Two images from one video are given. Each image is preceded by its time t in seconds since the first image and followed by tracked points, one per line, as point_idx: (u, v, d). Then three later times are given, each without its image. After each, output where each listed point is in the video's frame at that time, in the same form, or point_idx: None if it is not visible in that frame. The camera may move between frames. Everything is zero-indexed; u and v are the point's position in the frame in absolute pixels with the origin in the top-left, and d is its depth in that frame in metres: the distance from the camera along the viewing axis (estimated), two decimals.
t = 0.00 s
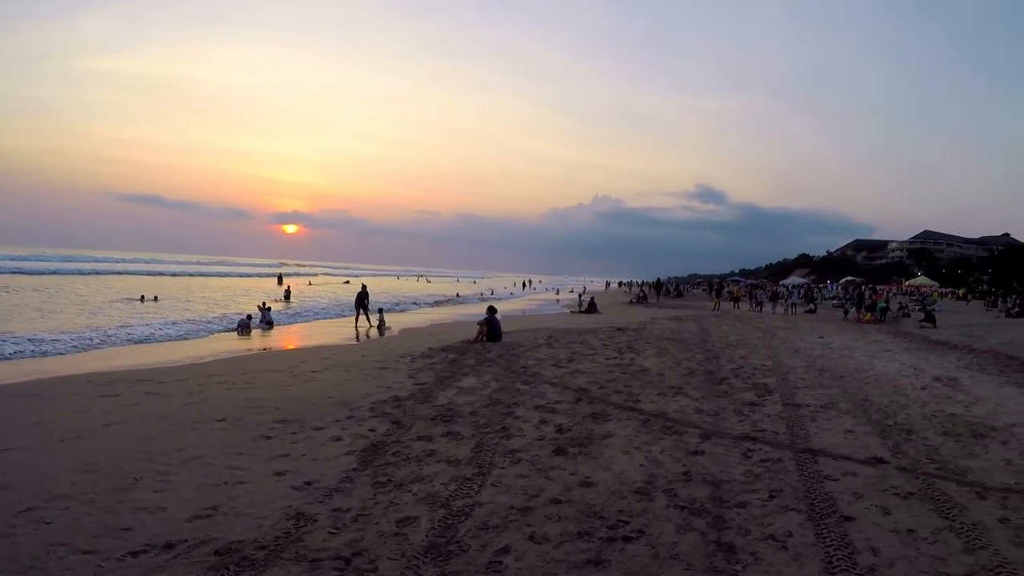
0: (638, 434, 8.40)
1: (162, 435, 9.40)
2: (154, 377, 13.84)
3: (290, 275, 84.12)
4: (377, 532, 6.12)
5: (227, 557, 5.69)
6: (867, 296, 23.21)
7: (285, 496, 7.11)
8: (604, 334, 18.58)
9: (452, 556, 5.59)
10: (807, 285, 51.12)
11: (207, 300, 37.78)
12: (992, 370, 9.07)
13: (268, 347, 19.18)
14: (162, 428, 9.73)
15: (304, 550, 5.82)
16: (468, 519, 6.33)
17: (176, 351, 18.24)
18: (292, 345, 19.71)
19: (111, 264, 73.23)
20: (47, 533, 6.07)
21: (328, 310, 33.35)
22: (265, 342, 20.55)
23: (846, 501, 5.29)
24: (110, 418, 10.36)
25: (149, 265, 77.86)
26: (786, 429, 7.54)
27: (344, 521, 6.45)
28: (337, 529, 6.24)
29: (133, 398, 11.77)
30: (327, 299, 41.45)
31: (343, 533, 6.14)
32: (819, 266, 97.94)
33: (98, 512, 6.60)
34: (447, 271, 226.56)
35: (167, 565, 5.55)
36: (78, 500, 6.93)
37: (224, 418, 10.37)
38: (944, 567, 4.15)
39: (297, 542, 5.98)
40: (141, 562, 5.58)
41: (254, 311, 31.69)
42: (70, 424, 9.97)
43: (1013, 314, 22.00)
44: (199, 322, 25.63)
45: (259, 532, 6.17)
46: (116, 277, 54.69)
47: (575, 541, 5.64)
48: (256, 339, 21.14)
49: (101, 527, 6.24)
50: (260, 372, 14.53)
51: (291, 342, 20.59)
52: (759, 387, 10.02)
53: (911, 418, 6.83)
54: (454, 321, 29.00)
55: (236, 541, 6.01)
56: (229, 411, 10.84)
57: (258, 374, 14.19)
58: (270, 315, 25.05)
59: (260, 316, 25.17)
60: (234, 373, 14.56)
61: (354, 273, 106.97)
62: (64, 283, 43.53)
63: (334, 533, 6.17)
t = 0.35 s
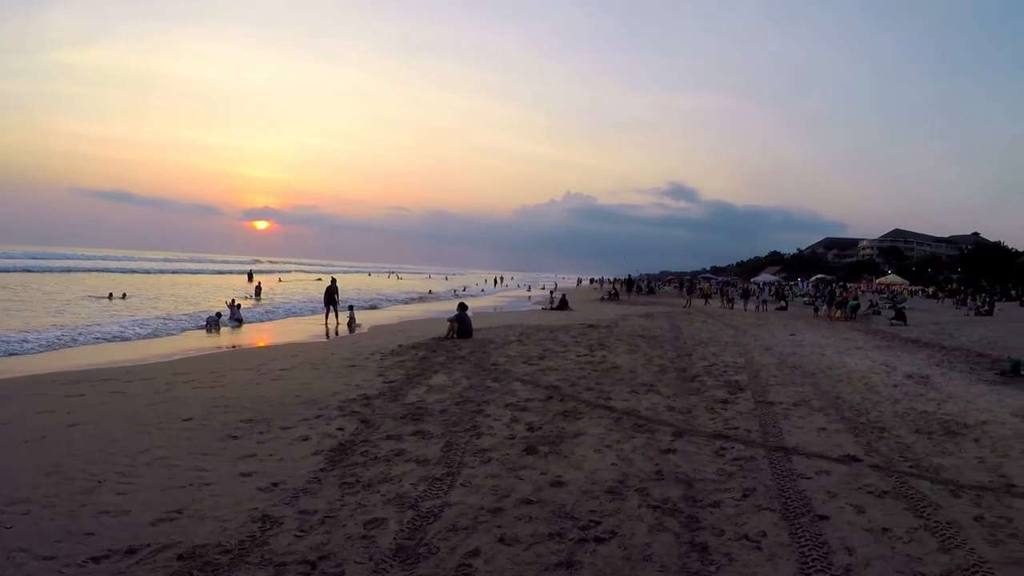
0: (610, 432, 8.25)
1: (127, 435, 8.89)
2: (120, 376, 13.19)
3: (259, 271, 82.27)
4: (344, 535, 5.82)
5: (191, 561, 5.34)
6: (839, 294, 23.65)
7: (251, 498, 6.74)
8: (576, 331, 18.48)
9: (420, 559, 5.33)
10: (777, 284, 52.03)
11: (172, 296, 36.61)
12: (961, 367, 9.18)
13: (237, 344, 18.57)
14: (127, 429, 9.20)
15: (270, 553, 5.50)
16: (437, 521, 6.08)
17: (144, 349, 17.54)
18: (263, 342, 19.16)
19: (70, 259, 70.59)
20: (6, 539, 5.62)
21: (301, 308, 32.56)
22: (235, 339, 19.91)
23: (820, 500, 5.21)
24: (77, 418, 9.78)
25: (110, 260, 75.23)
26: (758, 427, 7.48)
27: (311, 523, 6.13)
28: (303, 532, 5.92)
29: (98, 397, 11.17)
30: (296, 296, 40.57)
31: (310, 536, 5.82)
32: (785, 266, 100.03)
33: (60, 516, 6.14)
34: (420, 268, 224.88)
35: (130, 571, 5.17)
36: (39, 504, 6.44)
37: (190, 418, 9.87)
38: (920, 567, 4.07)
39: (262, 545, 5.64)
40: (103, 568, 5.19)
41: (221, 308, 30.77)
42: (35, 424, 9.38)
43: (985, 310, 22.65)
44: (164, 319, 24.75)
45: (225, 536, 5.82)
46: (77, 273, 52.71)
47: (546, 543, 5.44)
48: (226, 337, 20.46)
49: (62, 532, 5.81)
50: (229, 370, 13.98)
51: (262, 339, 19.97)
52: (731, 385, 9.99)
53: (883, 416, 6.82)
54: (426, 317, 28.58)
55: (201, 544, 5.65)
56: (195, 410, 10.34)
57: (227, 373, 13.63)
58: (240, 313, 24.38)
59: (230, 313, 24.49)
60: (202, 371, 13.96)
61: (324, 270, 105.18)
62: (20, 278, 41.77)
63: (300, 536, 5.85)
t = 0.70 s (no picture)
0: (582, 429, 8.09)
1: (92, 434, 8.42)
2: (87, 373, 12.60)
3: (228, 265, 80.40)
4: (311, 536, 5.53)
5: (153, 564, 5.02)
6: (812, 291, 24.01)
7: (217, 497, 6.40)
8: (550, 327, 18.32)
9: (388, 560, 5.07)
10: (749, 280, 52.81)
11: (137, 291, 35.45)
12: (933, 364, 9.27)
13: (209, 340, 18.01)
14: (91, 427, 8.73)
15: (235, 555, 5.19)
16: (405, 520, 5.82)
17: (113, 345, 16.91)
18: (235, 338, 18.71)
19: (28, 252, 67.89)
20: None
21: (275, 304, 31.93)
22: (206, 335, 19.35)
23: (795, 499, 5.11)
24: (41, 416, 9.25)
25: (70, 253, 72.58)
26: (732, 424, 7.40)
27: (278, 523, 5.83)
28: (269, 533, 5.61)
29: (65, 394, 10.63)
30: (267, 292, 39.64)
31: (276, 537, 5.53)
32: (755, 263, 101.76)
33: (21, 517, 5.74)
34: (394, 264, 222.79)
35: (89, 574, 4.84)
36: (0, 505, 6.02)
37: (157, 416, 9.39)
38: (897, 566, 3.98)
39: (227, 547, 5.33)
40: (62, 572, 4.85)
41: (189, 303, 29.88)
42: None
43: (956, 307, 23.20)
44: (130, 315, 23.89)
45: (189, 537, 5.51)
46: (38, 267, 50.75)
47: (517, 543, 5.23)
48: (197, 333, 19.92)
49: (23, 534, 5.43)
50: (199, 366, 13.44)
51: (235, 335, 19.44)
52: (704, 381, 9.93)
53: (858, 413, 6.80)
54: (400, 313, 28.14)
55: (164, 547, 5.33)
56: (162, 407, 9.88)
57: (197, 369, 13.10)
58: (212, 309, 23.85)
59: (202, 310, 23.96)
60: (171, 368, 13.41)
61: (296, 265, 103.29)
62: None
63: (266, 536, 5.55)
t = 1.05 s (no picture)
0: (560, 429, 7.89)
1: (61, 432, 8.03)
2: (58, 369, 12.09)
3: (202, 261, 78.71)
4: (281, 539, 5.26)
5: (118, 569, 4.74)
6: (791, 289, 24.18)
7: (187, 499, 6.09)
8: (529, 325, 18.12)
9: (360, 565, 4.82)
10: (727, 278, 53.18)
11: (107, 287, 34.41)
12: (914, 361, 9.26)
13: (185, 336, 17.46)
14: (61, 425, 8.32)
15: (203, 560, 4.92)
16: (379, 523, 5.56)
17: (83, 341, 16.29)
18: (211, 335, 18.12)
19: None
20: None
21: (255, 300, 31.35)
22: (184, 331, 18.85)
23: (778, 500, 4.98)
24: (8, 413, 8.81)
25: (38, 248, 70.48)
26: (713, 423, 7.27)
27: (248, 526, 5.54)
28: (238, 536, 5.32)
29: (35, 391, 10.15)
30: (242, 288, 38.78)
31: (245, 541, 5.24)
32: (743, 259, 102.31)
33: None
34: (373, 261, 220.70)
35: None
36: None
37: (129, 414, 8.97)
38: (884, 569, 3.86)
39: (195, 551, 5.05)
40: None
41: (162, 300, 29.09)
42: None
43: (935, 305, 23.57)
44: (101, 312, 23.13)
45: (156, 540, 5.22)
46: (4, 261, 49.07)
47: (493, 547, 5.01)
48: (174, 329, 19.41)
49: None
50: (174, 364, 12.95)
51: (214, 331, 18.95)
52: (685, 379, 9.82)
53: (840, 411, 6.72)
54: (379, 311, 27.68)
55: (131, 550, 5.04)
56: (135, 405, 9.47)
57: (172, 367, 12.62)
58: (188, 306, 23.23)
59: (177, 306, 23.32)
60: (146, 364, 12.93)
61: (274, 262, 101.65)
62: None
63: (236, 540, 5.27)
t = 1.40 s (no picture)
0: (541, 433, 7.69)
1: (33, 435, 7.66)
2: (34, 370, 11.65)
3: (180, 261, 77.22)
4: (253, 547, 5.00)
5: None
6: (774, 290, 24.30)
7: (159, 504, 5.80)
8: (511, 326, 17.92)
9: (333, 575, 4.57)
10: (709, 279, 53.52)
11: (82, 287, 33.54)
12: (898, 363, 9.22)
13: (166, 337, 17.00)
14: (35, 427, 7.96)
15: (172, 569, 4.65)
16: (353, 531, 5.30)
17: (59, 342, 15.79)
18: (194, 336, 17.70)
19: None
20: None
21: (237, 301, 30.81)
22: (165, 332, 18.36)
23: (762, 506, 4.83)
24: None
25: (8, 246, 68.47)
26: (695, 426, 7.14)
27: (220, 533, 5.27)
28: (209, 544, 5.06)
29: (7, 393, 9.71)
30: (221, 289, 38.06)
31: (216, 549, 4.98)
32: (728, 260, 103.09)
33: None
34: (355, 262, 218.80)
35: None
36: None
37: (104, 417, 8.58)
38: None
39: (164, 560, 4.79)
40: None
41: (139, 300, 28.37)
42: None
43: (918, 305, 23.85)
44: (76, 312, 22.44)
45: (126, 548, 4.94)
46: None
47: (470, 556, 4.78)
48: (155, 329, 18.91)
49: None
50: (152, 365, 12.53)
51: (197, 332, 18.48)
52: (667, 382, 9.70)
53: (824, 414, 6.62)
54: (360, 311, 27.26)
55: (99, 558, 4.77)
56: (110, 407, 9.09)
57: (149, 368, 12.17)
58: (168, 307, 22.69)
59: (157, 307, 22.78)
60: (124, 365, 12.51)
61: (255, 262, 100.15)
62: None
63: (207, 548, 5.00)
